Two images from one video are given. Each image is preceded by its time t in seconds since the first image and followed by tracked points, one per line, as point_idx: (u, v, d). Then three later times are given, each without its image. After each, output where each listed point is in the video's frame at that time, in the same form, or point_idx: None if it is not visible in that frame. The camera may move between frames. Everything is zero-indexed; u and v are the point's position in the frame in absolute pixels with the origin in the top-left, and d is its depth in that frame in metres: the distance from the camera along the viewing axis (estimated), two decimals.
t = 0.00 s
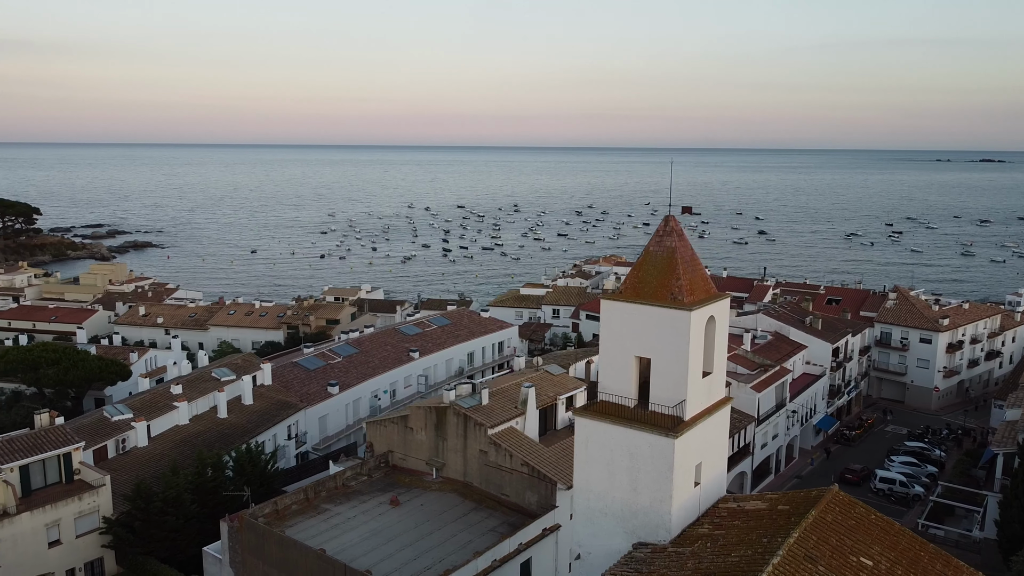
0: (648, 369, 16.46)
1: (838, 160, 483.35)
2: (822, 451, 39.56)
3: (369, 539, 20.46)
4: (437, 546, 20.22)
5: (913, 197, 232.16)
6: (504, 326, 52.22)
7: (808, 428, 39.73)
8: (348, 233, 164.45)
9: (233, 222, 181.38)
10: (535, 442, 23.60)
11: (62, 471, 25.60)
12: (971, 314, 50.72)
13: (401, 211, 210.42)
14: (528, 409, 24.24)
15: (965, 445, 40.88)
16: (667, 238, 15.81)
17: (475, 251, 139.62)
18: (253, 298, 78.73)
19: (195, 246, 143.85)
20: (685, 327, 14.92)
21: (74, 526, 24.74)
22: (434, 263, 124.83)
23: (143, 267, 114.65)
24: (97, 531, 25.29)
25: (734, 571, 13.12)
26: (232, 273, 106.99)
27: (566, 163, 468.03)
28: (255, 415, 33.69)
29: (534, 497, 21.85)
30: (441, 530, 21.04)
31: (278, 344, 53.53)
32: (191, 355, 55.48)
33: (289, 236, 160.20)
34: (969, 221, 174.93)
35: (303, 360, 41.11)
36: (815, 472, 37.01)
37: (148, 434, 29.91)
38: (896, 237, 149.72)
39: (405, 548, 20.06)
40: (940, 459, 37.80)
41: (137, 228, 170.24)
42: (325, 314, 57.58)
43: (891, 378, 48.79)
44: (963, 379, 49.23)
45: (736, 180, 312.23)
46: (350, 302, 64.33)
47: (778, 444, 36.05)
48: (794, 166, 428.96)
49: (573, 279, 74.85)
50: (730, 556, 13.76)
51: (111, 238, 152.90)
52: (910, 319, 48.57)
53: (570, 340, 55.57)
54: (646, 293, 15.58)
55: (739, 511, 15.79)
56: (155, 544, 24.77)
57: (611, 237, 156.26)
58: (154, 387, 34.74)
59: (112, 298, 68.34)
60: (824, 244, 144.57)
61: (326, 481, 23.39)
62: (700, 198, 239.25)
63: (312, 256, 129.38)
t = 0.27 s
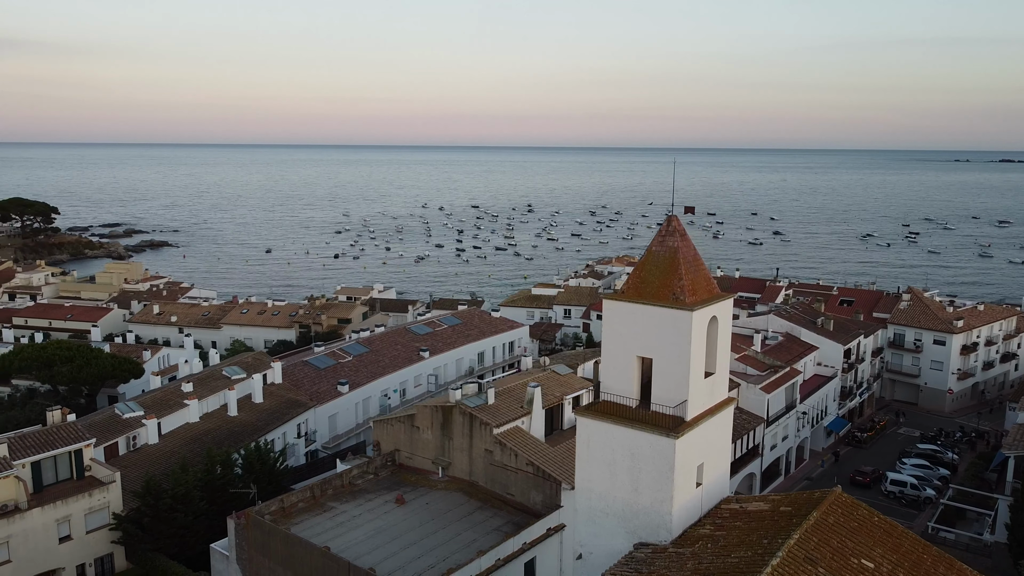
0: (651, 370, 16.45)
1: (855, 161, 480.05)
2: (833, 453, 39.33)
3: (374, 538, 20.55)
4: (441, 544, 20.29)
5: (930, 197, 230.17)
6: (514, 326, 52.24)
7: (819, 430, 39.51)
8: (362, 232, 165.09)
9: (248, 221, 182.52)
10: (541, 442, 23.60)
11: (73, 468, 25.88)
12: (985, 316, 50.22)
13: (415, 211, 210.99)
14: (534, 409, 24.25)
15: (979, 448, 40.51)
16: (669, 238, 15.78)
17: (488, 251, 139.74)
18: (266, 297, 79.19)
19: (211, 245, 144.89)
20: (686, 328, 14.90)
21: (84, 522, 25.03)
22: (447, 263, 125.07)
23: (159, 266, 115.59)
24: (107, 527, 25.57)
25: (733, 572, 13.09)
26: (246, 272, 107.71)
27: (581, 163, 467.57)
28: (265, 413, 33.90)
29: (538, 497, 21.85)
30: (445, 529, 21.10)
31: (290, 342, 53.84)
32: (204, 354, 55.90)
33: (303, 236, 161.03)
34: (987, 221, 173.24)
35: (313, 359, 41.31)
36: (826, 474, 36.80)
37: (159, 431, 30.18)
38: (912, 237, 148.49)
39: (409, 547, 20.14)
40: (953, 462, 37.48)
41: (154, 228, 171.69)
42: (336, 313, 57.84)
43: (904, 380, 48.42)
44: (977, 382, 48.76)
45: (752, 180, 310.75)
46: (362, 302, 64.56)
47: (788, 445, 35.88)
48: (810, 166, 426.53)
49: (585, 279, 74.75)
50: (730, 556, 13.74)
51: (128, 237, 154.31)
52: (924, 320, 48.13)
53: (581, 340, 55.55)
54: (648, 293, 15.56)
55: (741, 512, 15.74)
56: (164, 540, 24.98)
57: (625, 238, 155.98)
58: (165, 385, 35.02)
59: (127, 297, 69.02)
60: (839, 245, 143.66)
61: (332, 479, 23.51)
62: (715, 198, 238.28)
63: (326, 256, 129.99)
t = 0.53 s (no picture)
0: (652, 370, 16.43)
1: (870, 161, 476.98)
2: (842, 455, 39.12)
3: (377, 536, 20.62)
4: (444, 544, 20.32)
5: (946, 198, 228.42)
6: (523, 326, 52.27)
7: (828, 432, 39.32)
8: (374, 232, 165.62)
9: (261, 221, 183.49)
10: (545, 441, 23.63)
11: (82, 465, 26.11)
12: (999, 318, 49.74)
13: (428, 211, 211.57)
14: (539, 409, 24.27)
15: (991, 451, 40.17)
16: (671, 238, 15.74)
17: (500, 251, 139.85)
18: (278, 296, 79.66)
19: (224, 245, 145.82)
20: (686, 328, 14.87)
21: (93, 518, 25.27)
22: (458, 263, 125.33)
23: (173, 266, 116.49)
24: (115, 523, 25.80)
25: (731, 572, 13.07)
26: (259, 272, 108.38)
27: (594, 163, 466.90)
28: (274, 412, 34.09)
29: (543, 496, 21.84)
30: (449, 528, 21.14)
31: (301, 342, 54.10)
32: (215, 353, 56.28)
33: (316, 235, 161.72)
34: (1004, 222, 171.76)
35: (322, 358, 41.47)
36: (834, 476, 36.60)
37: (168, 429, 30.39)
38: (927, 239, 147.47)
39: (412, 546, 20.19)
40: (964, 465, 37.19)
41: (168, 227, 172.91)
42: (347, 312, 58.05)
43: (916, 382, 48.07)
44: (990, 384, 48.35)
45: (766, 180, 309.28)
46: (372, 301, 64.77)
47: (796, 447, 35.70)
48: (825, 166, 424.17)
49: (595, 279, 74.68)
50: (729, 557, 13.70)
51: (143, 237, 155.54)
52: (936, 322, 47.74)
53: (591, 340, 55.51)
54: (649, 293, 15.53)
55: (743, 513, 15.68)
56: (172, 537, 25.14)
57: (637, 238, 155.64)
58: (174, 383, 35.25)
59: (140, 296, 69.58)
60: (854, 245, 142.83)
61: (338, 478, 23.62)
62: (728, 199, 237.45)
63: (338, 255, 130.51)
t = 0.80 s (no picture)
0: (654, 370, 16.40)
1: (886, 161, 473.37)
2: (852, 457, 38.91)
3: (381, 534, 20.70)
4: (448, 542, 20.38)
5: (963, 199, 226.31)
6: (533, 326, 52.27)
7: (838, 433, 39.10)
8: (387, 232, 166.07)
9: (275, 221, 184.44)
10: (550, 441, 23.64)
11: (91, 461, 26.36)
12: (1013, 319, 49.25)
13: (441, 211, 211.93)
14: (543, 409, 24.30)
15: (1003, 454, 39.79)
16: (672, 237, 15.72)
17: (512, 251, 139.87)
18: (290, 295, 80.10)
19: (238, 244, 146.66)
20: (687, 329, 14.85)
21: (102, 515, 25.51)
22: (470, 263, 125.47)
23: (187, 265, 117.28)
24: (124, 520, 26.04)
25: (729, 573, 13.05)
26: (272, 271, 108.94)
27: (607, 163, 465.95)
28: (282, 411, 34.29)
29: (547, 496, 21.85)
30: (453, 527, 21.20)
31: (311, 341, 54.34)
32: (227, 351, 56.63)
33: (329, 235, 162.39)
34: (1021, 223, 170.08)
35: (332, 357, 41.67)
36: (844, 478, 36.40)
37: (177, 427, 30.63)
38: (943, 239, 146.21)
39: (416, 544, 20.26)
40: (975, 467, 36.87)
41: (183, 226, 174.06)
42: (357, 311, 58.25)
43: (928, 384, 47.72)
44: (1003, 386, 47.89)
45: (780, 181, 307.61)
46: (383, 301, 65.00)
47: (805, 448, 35.52)
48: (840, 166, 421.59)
49: (606, 279, 74.60)
50: (728, 557, 13.68)
51: (157, 236, 156.70)
52: (949, 323, 47.34)
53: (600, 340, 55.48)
54: (650, 293, 15.52)
55: (744, 514, 15.63)
56: (180, 533, 25.34)
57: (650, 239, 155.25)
58: (184, 382, 35.55)
59: (154, 294, 70.10)
60: (868, 246, 141.84)
61: (343, 476, 23.73)
62: (742, 199, 236.34)
63: (351, 255, 130.98)
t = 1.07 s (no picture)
0: (657, 370, 16.36)
1: (905, 162, 469.33)
2: (865, 460, 38.64)
3: (388, 533, 20.78)
4: (453, 541, 20.44)
5: (983, 199, 224.03)
6: (544, 326, 52.26)
7: (851, 436, 38.83)
8: (402, 232, 166.59)
9: (291, 220, 185.53)
10: (557, 441, 23.66)
11: (103, 458, 26.63)
12: None
13: (456, 211, 212.30)
14: (551, 409, 24.31)
15: (1019, 458, 39.35)
16: (676, 237, 15.69)
17: (526, 252, 139.94)
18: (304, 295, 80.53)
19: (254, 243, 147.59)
20: (691, 329, 14.81)
21: (113, 511, 25.77)
22: (485, 263, 125.67)
23: (204, 264, 118.21)
24: (135, 516, 26.29)
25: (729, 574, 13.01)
26: (288, 270, 109.62)
27: (623, 163, 464.82)
28: (293, 409, 34.49)
29: (553, 496, 21.85)
30: (458, 526, 21.23)
31: (324, 340, 54.60)
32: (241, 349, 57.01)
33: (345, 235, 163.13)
34: None
35: (343, 356, 41.86)
36: (856, 480, 36.14)
37: (189, 424, 30.89)
38: (962, 241, 144.77)
39: (422, 542, 20.33)
40: (990, 471, 36.48)
41: (200, 226, 175.38)
42: (370, 311, 58.45)
43: (944, 387, 47.25)
44: (1020, 389, 47.34)
45: (797, 181, 305.64)
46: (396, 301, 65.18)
47: (817, 450, 35.31)
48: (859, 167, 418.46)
49: (619, 280, 74.45)
50: (729, 559, 13.64)
51: (175, 235, 158.00)
52: (965, 325, 46.85)
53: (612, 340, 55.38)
54: (653, 293, 15.50)
55: (747, 515, 15.58)
56: (190, 530, 25.53)
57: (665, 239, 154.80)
58: (197, 380, 35.84)
59: (170, 293, 70.73)
60: (886, 247, 140.74)
61: (351, 475, 23.84)
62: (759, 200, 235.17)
63: (366, 255, 131.47)
